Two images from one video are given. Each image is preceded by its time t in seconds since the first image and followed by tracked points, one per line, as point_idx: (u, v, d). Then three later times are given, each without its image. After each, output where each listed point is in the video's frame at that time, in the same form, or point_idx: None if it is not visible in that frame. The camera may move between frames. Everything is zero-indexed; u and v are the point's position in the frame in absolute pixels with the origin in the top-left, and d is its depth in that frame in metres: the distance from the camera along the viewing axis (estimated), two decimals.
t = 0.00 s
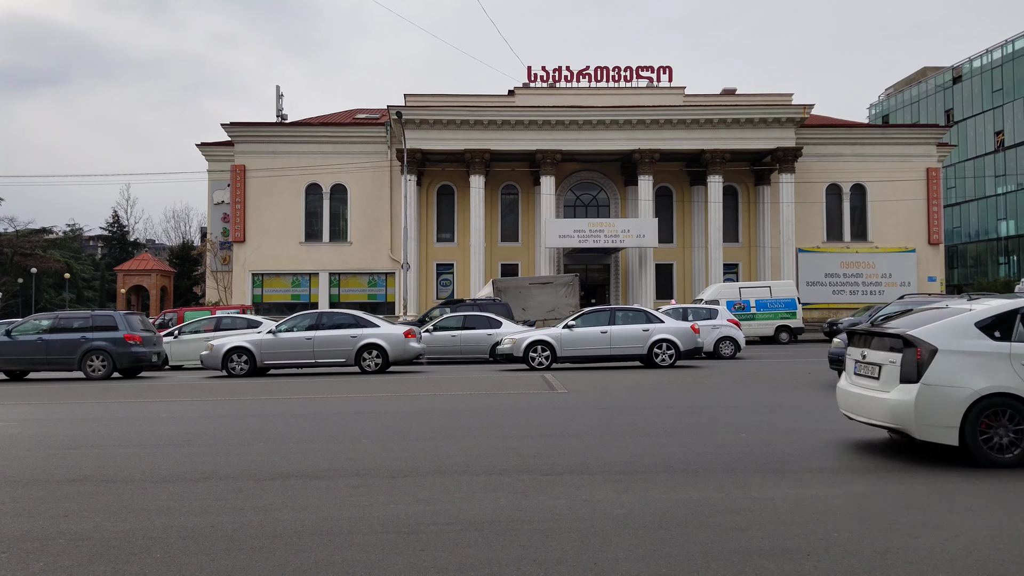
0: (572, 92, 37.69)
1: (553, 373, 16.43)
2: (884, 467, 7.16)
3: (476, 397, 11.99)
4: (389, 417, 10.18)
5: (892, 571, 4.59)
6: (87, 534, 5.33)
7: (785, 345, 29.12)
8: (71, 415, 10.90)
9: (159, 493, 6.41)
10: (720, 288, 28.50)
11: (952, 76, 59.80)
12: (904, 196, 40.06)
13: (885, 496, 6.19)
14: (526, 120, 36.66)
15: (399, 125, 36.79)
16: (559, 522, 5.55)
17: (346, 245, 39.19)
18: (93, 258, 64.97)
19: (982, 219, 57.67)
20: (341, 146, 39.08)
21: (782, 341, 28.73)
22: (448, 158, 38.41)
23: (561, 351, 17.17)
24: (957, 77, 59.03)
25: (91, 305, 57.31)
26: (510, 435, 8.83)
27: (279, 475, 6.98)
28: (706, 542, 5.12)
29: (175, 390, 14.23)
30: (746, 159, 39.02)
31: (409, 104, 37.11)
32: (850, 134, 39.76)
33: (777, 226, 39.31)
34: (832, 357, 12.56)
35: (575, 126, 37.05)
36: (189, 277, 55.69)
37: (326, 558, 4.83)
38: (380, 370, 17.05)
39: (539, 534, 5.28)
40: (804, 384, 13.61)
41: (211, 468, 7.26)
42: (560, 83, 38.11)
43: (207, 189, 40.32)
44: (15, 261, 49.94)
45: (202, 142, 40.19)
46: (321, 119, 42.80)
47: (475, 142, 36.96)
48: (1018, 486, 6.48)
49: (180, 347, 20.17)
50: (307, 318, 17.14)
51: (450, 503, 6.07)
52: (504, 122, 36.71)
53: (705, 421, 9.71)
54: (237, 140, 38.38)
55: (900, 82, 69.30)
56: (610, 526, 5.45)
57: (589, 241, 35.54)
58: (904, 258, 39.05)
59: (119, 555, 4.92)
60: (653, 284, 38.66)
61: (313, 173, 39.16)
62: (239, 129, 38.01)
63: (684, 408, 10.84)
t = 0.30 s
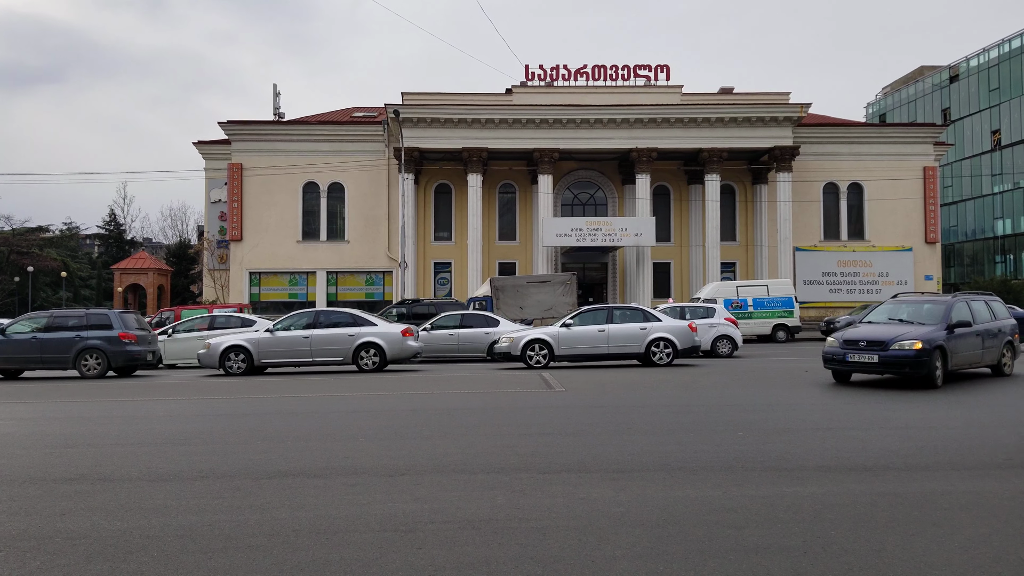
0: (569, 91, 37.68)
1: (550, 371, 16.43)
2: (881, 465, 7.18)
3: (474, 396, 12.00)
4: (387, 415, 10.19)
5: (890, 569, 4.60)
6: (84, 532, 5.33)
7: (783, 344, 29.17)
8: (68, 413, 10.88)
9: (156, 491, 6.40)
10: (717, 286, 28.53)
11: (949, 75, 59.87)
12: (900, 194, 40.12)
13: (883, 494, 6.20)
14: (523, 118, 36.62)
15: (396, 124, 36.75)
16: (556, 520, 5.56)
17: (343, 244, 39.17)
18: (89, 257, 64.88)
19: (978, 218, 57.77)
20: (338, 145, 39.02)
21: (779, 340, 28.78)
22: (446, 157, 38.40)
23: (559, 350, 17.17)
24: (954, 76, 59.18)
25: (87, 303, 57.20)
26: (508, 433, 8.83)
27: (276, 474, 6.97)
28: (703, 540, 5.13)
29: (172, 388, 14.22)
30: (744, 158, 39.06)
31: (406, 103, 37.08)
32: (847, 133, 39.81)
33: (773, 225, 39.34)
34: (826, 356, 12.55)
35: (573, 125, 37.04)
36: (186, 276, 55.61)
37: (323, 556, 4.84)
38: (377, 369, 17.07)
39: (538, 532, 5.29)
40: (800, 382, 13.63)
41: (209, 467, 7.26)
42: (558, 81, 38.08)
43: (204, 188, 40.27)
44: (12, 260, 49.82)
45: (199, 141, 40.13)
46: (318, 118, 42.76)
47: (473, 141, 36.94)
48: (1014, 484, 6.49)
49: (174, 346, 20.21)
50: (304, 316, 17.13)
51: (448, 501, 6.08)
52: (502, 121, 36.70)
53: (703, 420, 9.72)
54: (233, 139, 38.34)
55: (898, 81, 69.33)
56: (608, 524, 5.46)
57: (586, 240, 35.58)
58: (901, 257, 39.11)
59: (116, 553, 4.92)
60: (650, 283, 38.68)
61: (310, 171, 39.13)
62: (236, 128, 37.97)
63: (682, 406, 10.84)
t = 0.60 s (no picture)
0: (568, 90, 37.68)
1: (547, 371, 16.44)
2: (880, 465, 7.18)
3: (472, 396, 11.99)
4: (385, 415, 10.18)
5: (888, 568, 4.60)
6: (82, 532, 5.32)
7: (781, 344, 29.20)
8: (65, 412, 10.86)
9: (154, 490, 6.39)
10: (715, 286, 28.54)
11: (947, 75, 59.92)
12: (898, 194, 40.16)
13: (881, 493, 6.22)
14: (522, 117, 36.61)
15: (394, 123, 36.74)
16: (554, 519, 5.56)
17: (341, 243, 39.14)
18: (87, 256, 64.81)
19: (976, 217, 57.86)
20: (337, 144, 38.97)
21: (777, 339, 28.82)
22: (444, 156, 38.39)
23: (557, 350, 17.17)
24: (952, 76, 59.29)
25: (85, 302, 57.13)
26: (506, 433, 8.82)
27: (275, 473, 6.97)
28: (700, 539, 5.13)
29: (169, 388, 14.20)
30: (742, 158, 39.09)
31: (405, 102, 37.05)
32: (845, 132, 39.82)
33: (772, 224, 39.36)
34: (821, 356, 12.57)
35: (571, 124, 37.03)
36: (184, 275, 55.54)
37: (321, 555, 4.84)
38: (375, 368, 17.06)
39: (535, 531, 5.30)
40: (798, 381, 13.64)
41: (208, 466, 7.26)
42: (557, 80, 38.10)
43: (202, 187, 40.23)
44: (9, 259, 49.74)
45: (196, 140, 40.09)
46: (317, 117, 42.72)
47: (471, 140, 36.94)
48: (1013, 482, 6.51)
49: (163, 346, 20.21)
50: (302, 316, 17.13)
51: (447, 500, 6.07)
52: (500, 120, 36.69)
53: (700, 419, 9.71)
54: (231, 138, 38.30)
55: (896, 81, 69.38)
56: (605, 523, 5.46)
57: (585, 239, 35.59)
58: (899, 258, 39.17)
59: (112, 553, 4.91)
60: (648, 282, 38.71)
61: (308, 170, 39.09)
62: (234, 127, 37.94)
63: (680, 405, 10.83)
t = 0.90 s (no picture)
0: (568, 86, 37.65)
1: (547, 367, 16.45)
2: (880, 461, 7.18)
3: (471, 392, 11.99)
4: (384, 411, 10.18)
5: (888, 565, 4.60)
6: (80, 528, 5.33)
7: (780, 340, 29.21)
8: (65, 408, 10.86)
9: (153, 487, 6.39)
10: (715, 282, 28.53)
11: (948, 71, 59.85)
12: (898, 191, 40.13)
13: (880, 489, 6.22)
14: (522, 114, 36.57)
15: (395, 119, 36.72)
16: (553, 515, 5.57)
17: (341, 239, 39.12)
18: (87, 252, 64.83)
19: (976, 214, 57.84)
20: (336, 140, 38.94)
21: (777, 336, 28.83)
22: (444, 152, 38.38)
23: (558, 346, 17.17)
24: (952, 72, 59.27)
25: (85, 299, 57.13)
26: (504, 429, 8.83)
27: (273, 469, 6.97)
28: (699, 534, 5.14)
29: (167, 384, 14.18)
30: (743, 154, 39.06)
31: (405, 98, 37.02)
32: (845, 128, 39.78)
33: (772, 221, 39.33)
34: (818, 353, 12.58)
35: (572, 121, 36.98)
36: (184, 272, 55.56)
37: (320, 551, 4.84)
38: (374, 364, 17.07)
39: (534, 526, 5.31)
40: (798, 378, 13.63)
41: (207, 461, 7.27)
42: (557, 77, 38.08)
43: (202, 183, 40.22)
44: (9, 255, 49.74)
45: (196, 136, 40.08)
46: (317, 113, 42.67)
47: (472, 136, 36.93)
48: (1013, 479, 6.51)
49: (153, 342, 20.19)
50: (301, 311, 17.16)
51: (445, 496, 6.08)
52: (500, 116, 36.67)
53: (698, 415, 9.70)
54: (231, 134, 38.30)
55: (896, 77, 69.28)
56: (605, 519, 5.47)
57: (585, 236, 35.56)
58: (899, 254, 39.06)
59: (111, 549, 4.91)
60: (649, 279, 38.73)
61: (309, 167, 39.07)
62: (234, 123, 37.93)
63: (679, 402, 10.82)
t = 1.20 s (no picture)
0: (569, 81, 37.60)
1: (547, 361, 16.46)
2: (880, 455, 7.18)
3: (470, 386, 12.00)
4: (383, 405, 10.20)
5: (889, 558, 4.61)
6: (82, 522, 5.34)
7: (781, 334, 29.23)
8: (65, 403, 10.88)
9: (153, 481, 6.39)
10: (716, 277, 28.57)
11: (948, 66, 59.75)
12: (899, 185, 40.09)
13: (882, 483, 6.23)
14: (522, 108, 36.50)
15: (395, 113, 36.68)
16: (554, 509, 5.59)
17: (342, 234, 39.12)
18: (87, 247, 64.81)
19: (977, 209, 57.81)
20: (337, 135, 38.91)
21: (778, 330, 28.83)
22: (445, 147, 38.33)
23: (558, 340, 17.20)
24: (953, 67, 59.00)
25: (85, 293, 57.13)
26: (505, 423, 8.84)
27: (273, 463, 6.98)
28: (700, 528, 5.15)
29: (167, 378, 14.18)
30: (743, 149, 39.01)
31: (405, 93, 36.96)
32: (846, 123, 39.72)
33: (772, 215, 39.33)
34: (815, 348, 12.58)
35: (572, 115, 36.93)
36: (184, 266, 55.57)
37: (321, 545, 4.85)
38: (372, 359, 17.07)
39: (536, 521, 5.32)
40: (798, 372, 13.64)
41: (207, 456, 7.27)
42: (558, 71, 38.04)
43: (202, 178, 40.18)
44: (9, 250, 49.70)
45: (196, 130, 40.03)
46: (317, 107, 42.59)
47: (472, 131, 36.86)
48: (1014, 473, 6.52)
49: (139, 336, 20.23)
50: (298, 307, 17.14)
51: (446, 490, 6.09)
52: (501, 110, 36.61)
53: (698, 409, 9.70)
54: (231, 128, 38.25)
55: (897, 72, 69.14)
56: (605, 514, 5.47)
57: (585, 230, 35.56)
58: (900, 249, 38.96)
59: (113, 543, 4.92)
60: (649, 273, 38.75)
61: (309, 161, 39.03)
62: (235, 117, 37.89)
63: (679, 396, 10.83)
